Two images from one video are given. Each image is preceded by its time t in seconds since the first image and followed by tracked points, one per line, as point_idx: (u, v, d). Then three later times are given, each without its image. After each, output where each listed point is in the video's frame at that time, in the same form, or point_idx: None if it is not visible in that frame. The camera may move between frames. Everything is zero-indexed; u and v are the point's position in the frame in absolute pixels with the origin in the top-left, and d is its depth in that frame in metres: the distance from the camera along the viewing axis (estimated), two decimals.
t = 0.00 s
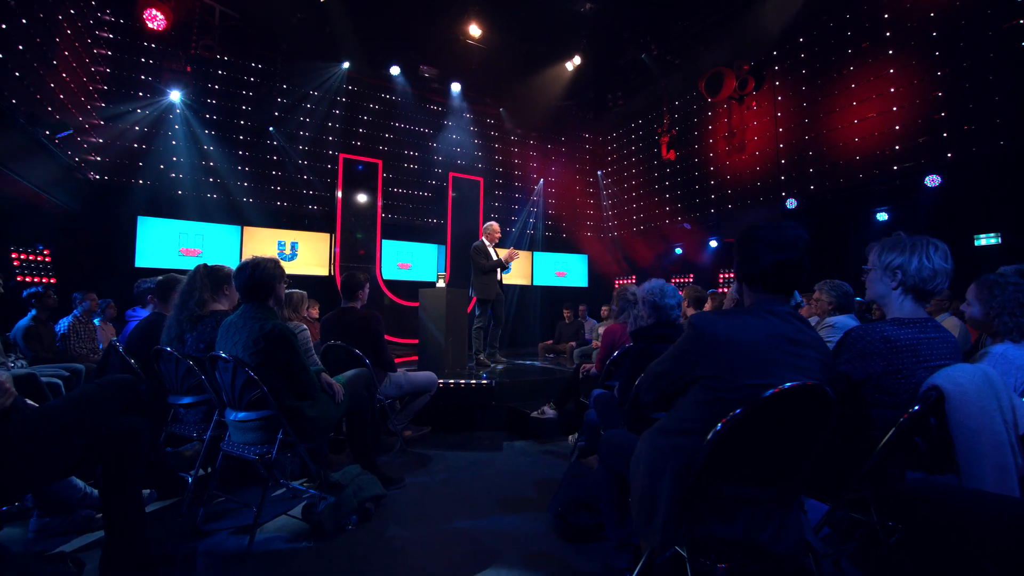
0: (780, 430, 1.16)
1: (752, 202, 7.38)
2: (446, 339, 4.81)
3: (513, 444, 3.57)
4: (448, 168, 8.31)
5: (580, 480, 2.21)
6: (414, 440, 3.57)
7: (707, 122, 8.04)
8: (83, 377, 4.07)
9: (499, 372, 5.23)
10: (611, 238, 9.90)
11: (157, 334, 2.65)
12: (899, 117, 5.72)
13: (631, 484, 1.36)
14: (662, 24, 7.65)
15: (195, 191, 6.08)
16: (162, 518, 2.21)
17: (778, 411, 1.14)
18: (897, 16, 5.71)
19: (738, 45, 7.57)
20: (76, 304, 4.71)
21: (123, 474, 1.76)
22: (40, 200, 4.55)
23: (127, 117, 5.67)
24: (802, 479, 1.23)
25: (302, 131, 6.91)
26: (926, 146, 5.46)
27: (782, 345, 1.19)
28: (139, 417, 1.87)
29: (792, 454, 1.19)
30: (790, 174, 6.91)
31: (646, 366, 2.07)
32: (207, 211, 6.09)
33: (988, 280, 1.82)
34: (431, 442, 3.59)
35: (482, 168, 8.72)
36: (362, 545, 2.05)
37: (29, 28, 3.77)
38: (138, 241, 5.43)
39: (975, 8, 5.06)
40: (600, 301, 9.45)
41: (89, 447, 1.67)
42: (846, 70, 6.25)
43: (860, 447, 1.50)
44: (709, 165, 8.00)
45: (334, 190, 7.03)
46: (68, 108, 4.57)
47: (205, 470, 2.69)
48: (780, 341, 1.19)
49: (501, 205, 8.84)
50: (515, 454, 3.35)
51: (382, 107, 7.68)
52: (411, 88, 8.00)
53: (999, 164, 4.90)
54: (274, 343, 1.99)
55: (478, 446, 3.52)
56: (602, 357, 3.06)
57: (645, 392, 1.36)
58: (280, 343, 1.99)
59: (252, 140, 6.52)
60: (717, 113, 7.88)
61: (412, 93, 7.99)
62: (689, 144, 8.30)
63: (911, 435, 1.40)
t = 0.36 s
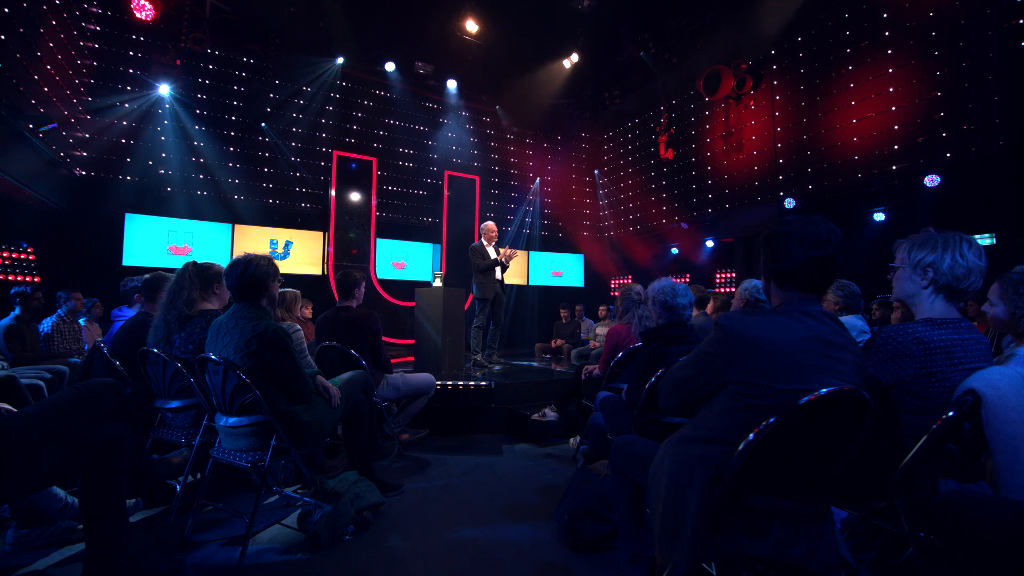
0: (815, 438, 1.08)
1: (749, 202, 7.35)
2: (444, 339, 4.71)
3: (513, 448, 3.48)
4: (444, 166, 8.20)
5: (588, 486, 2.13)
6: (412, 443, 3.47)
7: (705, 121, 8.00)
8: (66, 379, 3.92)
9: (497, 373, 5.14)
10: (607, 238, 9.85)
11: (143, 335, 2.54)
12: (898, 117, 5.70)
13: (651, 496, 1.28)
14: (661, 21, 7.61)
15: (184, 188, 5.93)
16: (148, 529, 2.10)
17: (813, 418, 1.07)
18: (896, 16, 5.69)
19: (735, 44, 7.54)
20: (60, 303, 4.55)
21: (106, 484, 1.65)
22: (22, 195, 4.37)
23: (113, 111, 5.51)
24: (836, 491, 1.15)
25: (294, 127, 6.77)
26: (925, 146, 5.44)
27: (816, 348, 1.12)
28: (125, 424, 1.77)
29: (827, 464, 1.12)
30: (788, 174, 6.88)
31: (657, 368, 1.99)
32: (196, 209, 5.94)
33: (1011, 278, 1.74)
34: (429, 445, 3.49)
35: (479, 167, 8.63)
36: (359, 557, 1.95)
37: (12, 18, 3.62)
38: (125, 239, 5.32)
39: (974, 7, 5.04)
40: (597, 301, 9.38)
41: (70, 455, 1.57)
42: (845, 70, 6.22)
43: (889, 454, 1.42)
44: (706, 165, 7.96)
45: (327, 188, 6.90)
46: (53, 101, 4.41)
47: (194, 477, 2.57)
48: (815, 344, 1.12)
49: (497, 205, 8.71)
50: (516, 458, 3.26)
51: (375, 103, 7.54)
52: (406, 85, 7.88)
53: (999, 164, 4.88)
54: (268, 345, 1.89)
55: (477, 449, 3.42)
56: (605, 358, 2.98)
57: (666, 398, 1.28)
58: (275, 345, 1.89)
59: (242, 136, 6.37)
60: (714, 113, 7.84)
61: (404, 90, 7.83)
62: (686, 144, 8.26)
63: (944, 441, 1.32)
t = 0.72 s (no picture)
0: (857, 446, 1.01)
1: (748, 201, 7.32)
2: (442, 340, 4.62)
3: (514, 450, 3.41)
4: (441, 164, 8.12)
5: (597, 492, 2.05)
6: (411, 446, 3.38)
7: (703, 120, 7.97)
8: (51, 381, 3.79)
9: (495, 373, 5.07)
10: (604, 238, 9.80)
11: (132, 335, 2.43)
12: (898, 117, 5.68)
13: (677, 508, 1.20)
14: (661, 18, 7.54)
15: (175, 184, 5.80)
16: (136, 540, 1.99)
17: (858, 426, 0.99)
18: (895, 15, 5.67)
19: (734, 43, 7.51)
20: (47, 302, 4.42)
21: (89, 495, 1.55)
22: (6, 190, 4.21)
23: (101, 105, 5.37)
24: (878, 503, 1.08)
25: (288, 124, 6.65)
26: (926, 146, 5.43)
27: (859, 349, 1.04)
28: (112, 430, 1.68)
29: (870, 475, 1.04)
30: (787, 173, 6.85)
31: (671, 370, 1.93)
32: (186, 206, 5.82)
33: None
34: (428, 448, 3.40)
35: (475, 166, 8.56)
36: (360, 567, 1.86)
37: None
38: (114, 236, 5.17)
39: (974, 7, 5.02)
40: (594, 301, 9.34)
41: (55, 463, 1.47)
42: (843, 69, 6.20)
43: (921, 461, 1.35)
44: (705, 164, 7.92)
45: (322, 185, 6.79)
46: (39, 94, 4.26)
47: (185, 483, 2.47)
48: (858, 345, 1.04)
49: (495, 203, 8.65)
50: (518, 461, 3.18)
51: (370, 99, 7.45)
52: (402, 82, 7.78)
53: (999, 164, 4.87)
54: (263, 346, 1.79)
55: (478, 452, 3.34)
56: (611, 359, 2.91)
57: (692, 402, 1.20)
58: (269, 345, 1.79)
59: (234, 132, 6.25)
60: (713, 112, 7.81)
61: (402, 87, 7.77)
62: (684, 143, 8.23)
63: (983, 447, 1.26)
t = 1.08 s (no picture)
0: (908, 455, 0.94)
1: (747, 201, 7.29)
2: (440, 340, 4.53)
3: (516, 453, 3.33)
4: (438, 162, 8.03)
5: (608, 498, 1.98)
6: (410, 449, 3.29)
7: (701, 119, 7.93)
8: (37, 383, 3.66)
9: (494, 374, 4.99)
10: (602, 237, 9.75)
11: (121, 335, 2.33)
12: (898, 116, 5.66)
13: (708, 520, 1.14)
14: (660, 16, 7.48)
15: (166, 181, 5.68)
16: (126, 551, 1.89)
17: (908, 433, 0.92)
18: (895, 14, 5.65)
19: (733, 42, 7.47)
20: (33, 302, 4.28)
21: (77, 505, 1.46)
22: None
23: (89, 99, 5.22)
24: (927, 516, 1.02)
25: (282, 120, 6.52)
26: (926, 146, 5.41)
27: (906, 351, 0.98)
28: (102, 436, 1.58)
29: (922, 487, 0.98)
30: (786, 173, 6.82)
31: (687, 372, 1.86)
32: (178, 203, 5.69)
33: None
34: (429, 452, 3.31)
35: (472, 164, 8.47)
36: None
37: None
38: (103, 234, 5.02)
39: (975, 6, 5.00)
40: (591, 301, 9.28)
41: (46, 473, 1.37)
42: (843, 68, 6.19)
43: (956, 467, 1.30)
44: (705, 162, 7.88)
45: (317, 183, 6.68)
46: (24, 86, 4.10)
47: (177, 489, 2.37)
48: (907, 347, 0.98)
49: (492, 202, 8.62)
50: (521, 465, 3.10)
51: (365, 96, 7.36)
52: (399, 79, 7.68)
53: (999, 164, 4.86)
54: (259, 347, 1.70)
55: (479, 455, 3.27)
56: (616, 361, 2.83)
57: (723, 407, 1.14)
58: (266, 346, 1.70)
59: (226, 128, 6.12)
60: (711, 111, 7.78)
61: (399, 85, 7.70)
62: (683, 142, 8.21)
63: None
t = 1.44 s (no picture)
0: (966, 465, 0.88)
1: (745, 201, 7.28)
2: (439, 341, 4.44)
3: (518, 456, 3.26)
4: (434, 161, 7.95)
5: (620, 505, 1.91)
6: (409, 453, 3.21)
7: (700, 119, 7.91)
8: (22, 386, 3.54)
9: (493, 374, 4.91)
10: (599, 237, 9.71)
11: (108, 336, 2.23)
12: (897, 116, 5.65)
13: (741, 531, 1.07)
14: (659, 15, 7.43)
15: (157, 177, 5.56)
16: (114, 562, 1.80)
17: (966, 442, 0.86)
18: (894, 14, 5.64)
19: (732, 41, 7.44)
20: (18, 301, 4.14)
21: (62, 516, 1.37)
22: None
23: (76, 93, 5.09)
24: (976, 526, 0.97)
25: (275, 117, 6.40)
26: (925, 146, 5.40)
27: (958, 353, 0.92)
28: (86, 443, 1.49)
29: (975, 500, 0.92)
30: (785, 173, 6.80)
31: (702, 374, 1.80)
32: (169, 200, 5.57)
33: None
34: (429, 455, 3.23)
35: (469, 163, 8.40)
36: None
37: None
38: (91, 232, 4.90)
39: (974, 6, 5.00)
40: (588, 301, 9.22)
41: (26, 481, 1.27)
42: (842, 68, 6.17)
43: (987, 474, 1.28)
44: (703, 161, 7.85)
45: (312, 180, 6.56)
46: (9, 78, 3.96)
47: (169, 495, 2.27)
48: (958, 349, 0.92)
49: (489, 201, 8.55)
50: (524, 468, 3.02)
51: (359, 93, 7.22)
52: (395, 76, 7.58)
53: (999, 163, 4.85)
54: (257, 347, 1.62)
55: (481, 458, 3.19)
56: (622, 361, 2.78)
57: (755, 411, 1.08)
58: (265, 346, 1.62)
59: (218, 124, 6.00)
60: (710, 110, 7.76)
61: (395, 82, 7.58)
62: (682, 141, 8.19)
63: None
